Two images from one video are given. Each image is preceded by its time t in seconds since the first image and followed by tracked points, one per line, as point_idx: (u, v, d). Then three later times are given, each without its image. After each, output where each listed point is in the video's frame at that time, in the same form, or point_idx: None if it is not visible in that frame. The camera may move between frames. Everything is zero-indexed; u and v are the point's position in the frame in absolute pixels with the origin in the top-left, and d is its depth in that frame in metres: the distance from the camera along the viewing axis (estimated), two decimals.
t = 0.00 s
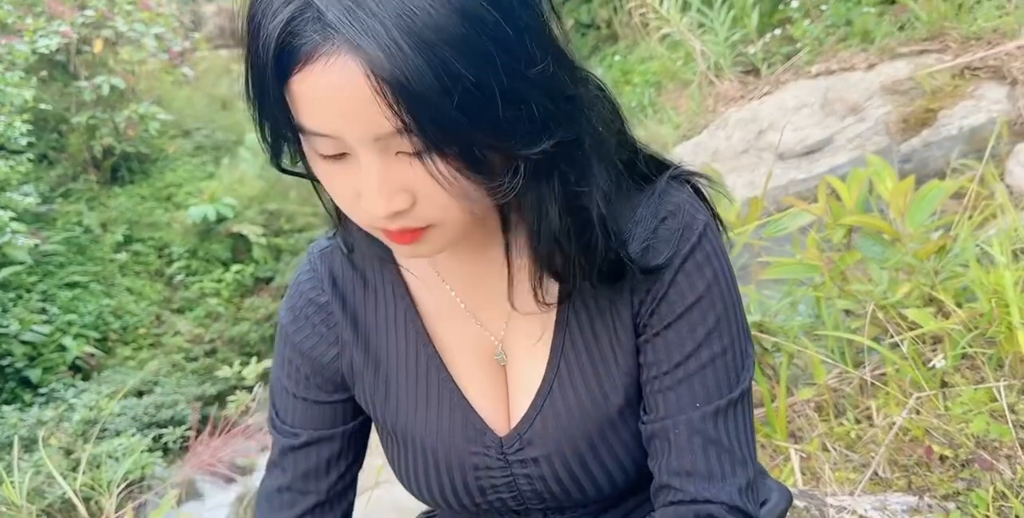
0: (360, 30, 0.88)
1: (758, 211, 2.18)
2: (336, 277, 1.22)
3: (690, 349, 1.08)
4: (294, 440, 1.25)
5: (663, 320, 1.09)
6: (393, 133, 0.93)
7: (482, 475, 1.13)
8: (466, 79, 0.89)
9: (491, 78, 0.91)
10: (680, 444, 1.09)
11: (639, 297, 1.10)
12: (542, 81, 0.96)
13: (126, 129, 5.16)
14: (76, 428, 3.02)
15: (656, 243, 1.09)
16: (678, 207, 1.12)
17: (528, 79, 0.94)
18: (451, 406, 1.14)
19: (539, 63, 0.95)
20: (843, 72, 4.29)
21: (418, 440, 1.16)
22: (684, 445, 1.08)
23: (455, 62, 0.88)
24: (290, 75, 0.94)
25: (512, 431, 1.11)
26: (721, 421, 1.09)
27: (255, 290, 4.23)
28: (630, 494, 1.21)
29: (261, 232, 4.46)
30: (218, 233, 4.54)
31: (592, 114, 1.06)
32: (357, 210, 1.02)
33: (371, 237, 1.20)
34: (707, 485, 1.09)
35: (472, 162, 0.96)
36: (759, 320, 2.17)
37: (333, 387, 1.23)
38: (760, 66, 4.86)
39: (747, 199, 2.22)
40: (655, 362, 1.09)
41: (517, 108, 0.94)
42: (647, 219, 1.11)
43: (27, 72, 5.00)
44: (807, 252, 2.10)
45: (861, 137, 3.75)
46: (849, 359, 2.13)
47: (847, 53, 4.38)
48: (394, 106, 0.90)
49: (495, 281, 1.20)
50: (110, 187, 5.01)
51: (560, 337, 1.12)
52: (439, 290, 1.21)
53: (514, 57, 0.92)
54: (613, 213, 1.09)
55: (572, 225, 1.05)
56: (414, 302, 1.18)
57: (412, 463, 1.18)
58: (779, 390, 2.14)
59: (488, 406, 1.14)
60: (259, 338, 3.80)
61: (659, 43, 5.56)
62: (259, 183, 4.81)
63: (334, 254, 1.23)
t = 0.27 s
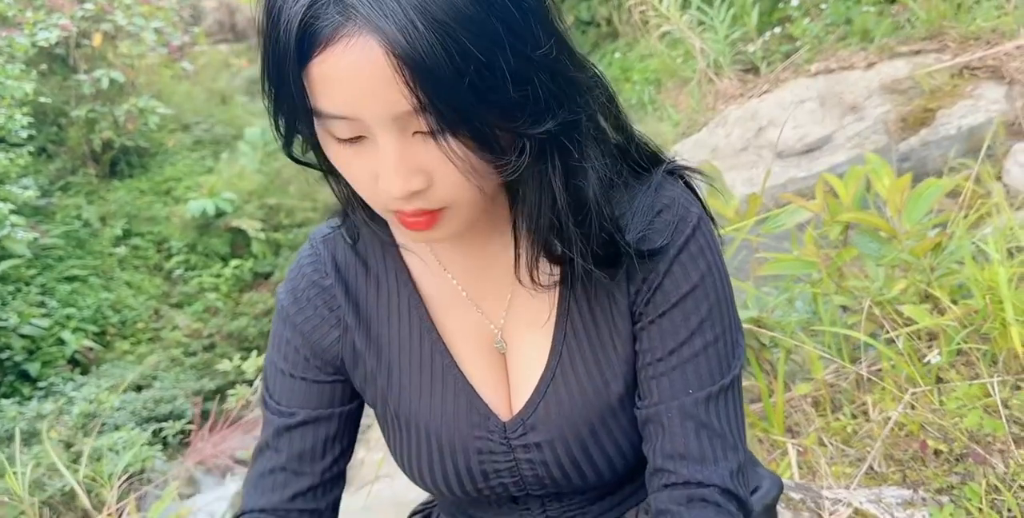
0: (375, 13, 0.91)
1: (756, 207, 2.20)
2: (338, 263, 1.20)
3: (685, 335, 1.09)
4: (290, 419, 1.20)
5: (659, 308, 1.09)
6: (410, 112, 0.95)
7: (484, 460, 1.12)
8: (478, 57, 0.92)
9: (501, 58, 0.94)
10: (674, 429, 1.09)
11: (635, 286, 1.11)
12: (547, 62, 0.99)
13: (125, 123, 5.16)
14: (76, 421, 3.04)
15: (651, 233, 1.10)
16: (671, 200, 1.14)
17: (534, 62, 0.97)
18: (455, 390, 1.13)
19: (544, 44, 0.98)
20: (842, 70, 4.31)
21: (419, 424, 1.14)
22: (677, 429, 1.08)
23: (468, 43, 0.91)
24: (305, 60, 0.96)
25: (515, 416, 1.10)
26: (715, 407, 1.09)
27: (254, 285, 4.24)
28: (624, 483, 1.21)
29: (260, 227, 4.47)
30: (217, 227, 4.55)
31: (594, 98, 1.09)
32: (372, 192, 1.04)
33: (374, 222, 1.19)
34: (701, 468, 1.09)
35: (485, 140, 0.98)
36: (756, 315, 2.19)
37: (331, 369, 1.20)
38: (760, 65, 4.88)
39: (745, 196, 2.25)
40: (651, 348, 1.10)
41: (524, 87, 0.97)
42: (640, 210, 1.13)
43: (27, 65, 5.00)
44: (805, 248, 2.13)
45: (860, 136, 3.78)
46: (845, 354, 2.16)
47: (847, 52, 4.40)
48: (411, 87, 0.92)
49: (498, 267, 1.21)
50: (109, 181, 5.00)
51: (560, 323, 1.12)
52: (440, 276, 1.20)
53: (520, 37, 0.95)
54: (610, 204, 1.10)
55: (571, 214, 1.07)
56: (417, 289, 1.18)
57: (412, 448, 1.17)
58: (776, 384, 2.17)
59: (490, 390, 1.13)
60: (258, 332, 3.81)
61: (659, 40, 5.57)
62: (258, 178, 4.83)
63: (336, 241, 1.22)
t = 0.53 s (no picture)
0: (384, 21, 0.95)
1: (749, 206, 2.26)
2: (345, 254, 1.25)
3: (673, 324, 1.12)
4: (301, 400, 1.24)
5: (648, 299, 1.13)
6: (419, 114, 0.99)
7: (482, 442, 1.16)
8: (480, 61, 0.96)
9: (502, 61, 0.98)
10: (661, 412, 1.12)
11: (625, 278, 1.14)
12: (546, 66, 1.04)
13: (126, 118, 5.18)
14: (77, 413, 3.08)
15: (641, 229, 1.14)
16: (660, 197, 1.18)
17: (532, 66, 1.02)
18: (456, 375, 1.17)
19: (542, 49, 1.03)
20: (841, 71, 4.34)
21: (422, 408, 1.19)
22: (664, 412, 1.11)
23: (472, 48, 0.96)
24: (319, 65, 1.00)
25: (512, 400, 1.14)
26: (701, 394, 1.12)
27: (254, 281, 4.28)
28: (617, 464, 1.26)
29: (260, 224, 4.51)
30: (217, 223, 4.58)
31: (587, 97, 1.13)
32: (382, 188, 1.08)
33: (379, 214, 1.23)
34: (687, 449, 1.11)
35: (488, 137, 1.03)
36: (748, 310, 2.25)
37: (338, 354, 1.24)
38: (760, 65, 4.93)
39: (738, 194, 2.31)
40: (641, 336, 1.13)
41: (525, 89, 1.02)
42: (631, 205, 1.16)
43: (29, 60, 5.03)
44: (796, 245, 2.18)
45: (858, 136, 3.79)
46: (835, 348, 2.20)
47: (846, 52, 4.44)
48: (420, 89, 0.97)
49: (497, 258, 1.25)
50: (110, 176, 5.02)
51: (555, 312, 1.16)
52: (442, 267, 1.24)
53: (520, 42, 1.00)
54: (603, 198, 1.14)
55: (567, 208, 1.11)
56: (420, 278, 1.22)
57: (415, 430, 1.21)
58: (768, 379, 2.22)
59: (488, 375, 1.18)
60: (258, 329, 3.85)
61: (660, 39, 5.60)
62: (259, 174, 4.86)
63: (343, 233, 1.26)
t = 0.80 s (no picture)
0: (397, 36, 1.03)
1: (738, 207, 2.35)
2: (348, 252, 1.32)
3: (653, 320, 1.20)
4: (305, 389, 1.32)
5: (631, 296, 1.20)
6: (425, 122, 1.07)
7: (476, 429, 1.23)
8: (482, 75, 1.04)
9: (503, 75, 1.06)
10: (642, 401, 1.19)
11: (610, 277, 1.22)
12: (541, 80, 1.11)
13: (129, 113, 5.23)
14: (81, 406, 3.14)
15: (626, 231, 1.22)
16: (644, 201, 1.26)
17: (529, 79, 1.09)
18: (452, 366, 1.24)
19: (539, 65, 1.10)
20: (839, 73, 4.40)
21: (420, 397, 1.26)
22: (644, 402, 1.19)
23: (476, 61, 1.03)
24: (336, 75, 1.07)
25: (504, 389, 1.22)
26: (678, 386, 1.20)
27: (255, 276, 4.35)
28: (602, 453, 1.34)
29: (263, 219, 4.57)
30: (219, 218, 4.64)
31: (579, 109, 1.21)
32: (386, 191, 1.16)
33: (382, 214, 1.31)
34: (664, 437, 1.19)
35: (488, 144, 1.10)
36: (738, 307, 2.33)
37: (341, 347, 1.32)
38: (759, 65, 5.00)
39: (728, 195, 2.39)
40: (624, 331, 1.21)
41: (522, 99, 1.09)
42: (617, 209, 1.24)
43: (34, 56, 5.08)
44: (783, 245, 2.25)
45: (855, 136, 3.89)
46: (821, 345, 2.28)
47: (844, 53, 4.51)
48: (428, 98, 1.05)
49: (491, 257, 1.32)
50: (113, 170, 5.06)
51: (544, 309, 1.23)
52: (439, 265, 1.31)
53: (520, 57, 1.07)
54: (592, 201, 1.22)
55: (558, 210, 1.18)
56: (419, 275, 1.29)
57: (413, 419, 1.28)
58: (755, 375, 2.29)
59: (482, 367, 1.25)
60: (259, 323, 3.93)
61: (659, 39, 5.65)
62: (261, 170, 4.93)
63: (346, 232, 1.34)
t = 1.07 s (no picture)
0: (395, 41, 1.10)
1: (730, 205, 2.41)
2: (350, 244, 1.39)
3: (636, 311, 1.28)
4: (309, 373, 1.39)
5: (614, 289, 1.29)
6: (421, 121, 1.14)
7: (469, 412, 1.31)
8: (474, 79, 1.12)
9: (493, 78, 1.13)
10: (623, 387, 1.28)
11: (595, 270, 1.30)
12: (529, 83, 1.18)
13: (134, 108, 5.29)
14: (85, 399, 3.20)
15: (610, 227, 1.31)
16: (627, 200, 1.34)
17: (518, 82, 1.16)
18: (447, 352, 1.32)
19: (526, 69, 1.18)
20: (840, 72, 4.47)
21: (416, 381, 1.34)
22: (626, 387, 1.27)
23: (467, 66, 1.11)
24: (339, 77, 1.15)
25: (495, 374, 1.30)
26: (658, 373, 1.29)
27: (259, 271, 4.43)
28: (587, 436, 1.43)
29: (267, 214, 4.65)
30: (224, 213, 4.71)
31: (566, 110, 1.28)
32: (384, 186, 1.23)
33: (381, 208, 1.38)
34: (644, 420, 1.27)
35: (479, 142, 1.18)
36: (728, 302, 2.38)
37: (342, 333, 1.39)
38: (760, 65, 5.06)
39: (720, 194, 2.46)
40: (608, 321, 1.30)
41: (510, 101, 1.16)
42: (602, 207, 1.32)
43: (40, 51, 5.15)
44: (772, 242, 2.32)
45: (855, 135, 3.99)
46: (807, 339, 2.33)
47: (844, 53, 4.57)
48: (423, 99, 1.12)
49: (483, 250, 1.39)
50: (118, 165, 5.12)
51: (534, 299, 1.31)
52: (435, 257, 1.39)
53: (508, 62, 1.14)
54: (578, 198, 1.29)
55: (546, 205, 1.26)
56: (415, 266, 1.37)
57: (409, 403, 1.36)
58: (744, 367, 2.35)
59: (474, 353, 1.33)
60: (263, 319, 4.00)
61: (661, 37, 5.68)
62: (265, 165, 5.00)
63: (347, 225, 1.41)
